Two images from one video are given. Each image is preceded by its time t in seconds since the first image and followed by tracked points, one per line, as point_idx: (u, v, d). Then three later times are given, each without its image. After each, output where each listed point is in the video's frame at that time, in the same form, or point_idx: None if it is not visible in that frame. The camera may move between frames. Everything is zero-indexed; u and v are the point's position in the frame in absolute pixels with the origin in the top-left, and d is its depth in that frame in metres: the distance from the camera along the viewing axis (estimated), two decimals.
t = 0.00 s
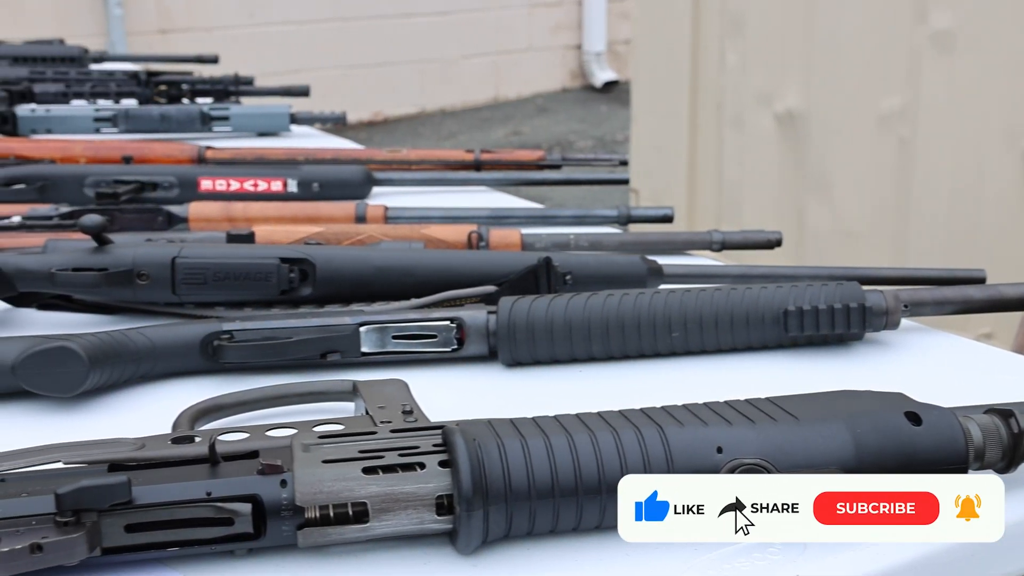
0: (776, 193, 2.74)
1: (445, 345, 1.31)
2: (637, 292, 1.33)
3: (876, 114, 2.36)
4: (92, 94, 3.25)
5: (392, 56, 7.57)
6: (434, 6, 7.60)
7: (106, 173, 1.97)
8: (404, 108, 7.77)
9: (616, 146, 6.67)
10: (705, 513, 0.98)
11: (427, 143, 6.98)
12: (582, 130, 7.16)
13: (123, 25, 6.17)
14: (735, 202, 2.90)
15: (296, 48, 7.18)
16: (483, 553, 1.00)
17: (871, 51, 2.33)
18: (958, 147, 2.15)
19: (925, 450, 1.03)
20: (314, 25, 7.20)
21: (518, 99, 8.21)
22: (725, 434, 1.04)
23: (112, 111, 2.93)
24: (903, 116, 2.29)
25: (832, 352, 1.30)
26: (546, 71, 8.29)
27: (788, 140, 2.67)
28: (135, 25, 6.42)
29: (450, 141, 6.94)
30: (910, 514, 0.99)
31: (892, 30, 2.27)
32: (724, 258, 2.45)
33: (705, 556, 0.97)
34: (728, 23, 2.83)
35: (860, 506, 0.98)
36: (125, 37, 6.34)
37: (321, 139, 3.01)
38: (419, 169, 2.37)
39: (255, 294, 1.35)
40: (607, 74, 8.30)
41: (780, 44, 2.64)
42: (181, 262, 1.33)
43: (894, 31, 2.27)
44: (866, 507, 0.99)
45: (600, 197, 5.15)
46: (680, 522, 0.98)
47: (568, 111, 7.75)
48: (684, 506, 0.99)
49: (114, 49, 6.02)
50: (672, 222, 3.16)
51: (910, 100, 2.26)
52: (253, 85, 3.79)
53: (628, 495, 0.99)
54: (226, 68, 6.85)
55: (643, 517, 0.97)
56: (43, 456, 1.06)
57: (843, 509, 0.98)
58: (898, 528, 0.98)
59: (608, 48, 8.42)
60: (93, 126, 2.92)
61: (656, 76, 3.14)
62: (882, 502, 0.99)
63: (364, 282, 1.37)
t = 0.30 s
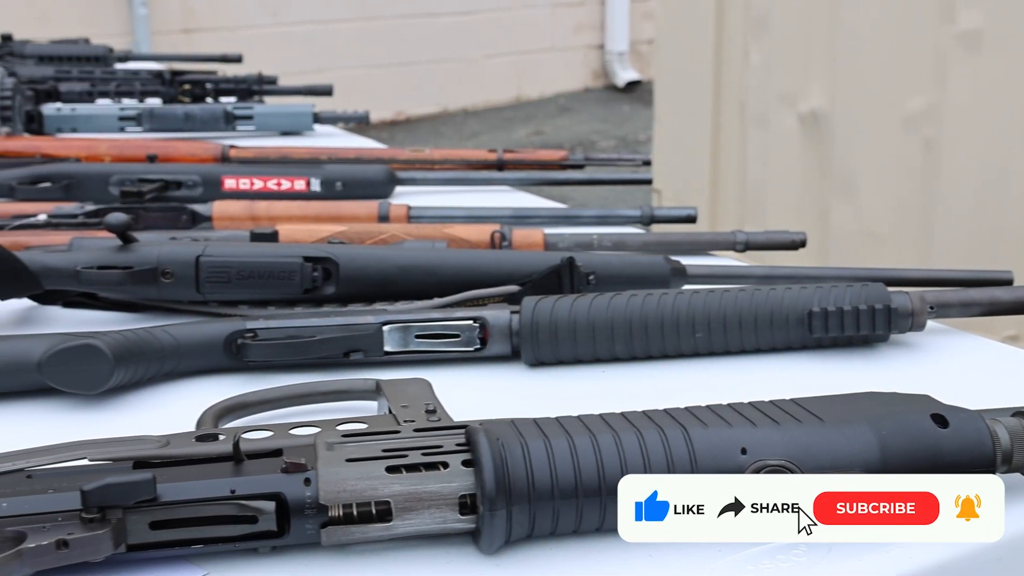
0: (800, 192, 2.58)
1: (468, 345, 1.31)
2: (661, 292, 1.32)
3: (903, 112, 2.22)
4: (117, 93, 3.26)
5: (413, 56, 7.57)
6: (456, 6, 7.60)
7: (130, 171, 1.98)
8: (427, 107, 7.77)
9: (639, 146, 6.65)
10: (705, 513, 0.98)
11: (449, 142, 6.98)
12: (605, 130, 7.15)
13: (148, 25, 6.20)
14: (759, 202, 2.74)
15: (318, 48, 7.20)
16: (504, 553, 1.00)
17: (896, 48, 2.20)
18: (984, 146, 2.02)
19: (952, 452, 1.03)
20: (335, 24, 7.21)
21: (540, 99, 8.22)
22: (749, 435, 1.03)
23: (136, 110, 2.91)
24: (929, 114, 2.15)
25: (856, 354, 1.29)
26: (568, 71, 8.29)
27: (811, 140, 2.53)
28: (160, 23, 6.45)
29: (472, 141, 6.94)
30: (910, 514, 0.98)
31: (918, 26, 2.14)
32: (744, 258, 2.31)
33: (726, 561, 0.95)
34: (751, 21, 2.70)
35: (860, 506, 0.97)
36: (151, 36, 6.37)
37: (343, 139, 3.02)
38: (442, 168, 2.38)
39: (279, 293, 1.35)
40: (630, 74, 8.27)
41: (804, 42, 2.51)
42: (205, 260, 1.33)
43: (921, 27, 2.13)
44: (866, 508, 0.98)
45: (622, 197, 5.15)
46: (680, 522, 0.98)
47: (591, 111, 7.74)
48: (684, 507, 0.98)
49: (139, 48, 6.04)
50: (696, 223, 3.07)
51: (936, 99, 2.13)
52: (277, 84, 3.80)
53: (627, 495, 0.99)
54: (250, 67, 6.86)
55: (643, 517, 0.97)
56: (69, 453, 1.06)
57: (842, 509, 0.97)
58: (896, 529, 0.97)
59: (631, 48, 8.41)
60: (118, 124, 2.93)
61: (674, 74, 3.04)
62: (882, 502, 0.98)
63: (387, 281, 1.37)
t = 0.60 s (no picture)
0: (824, 195, 2.56)
1: (491, 344, 1.31)
2: (685, 292, 1.32)
3: (929, 113, 2.20)
4: (142, 92, 3.27)
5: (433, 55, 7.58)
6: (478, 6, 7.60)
7: (155, 170, 1.99)
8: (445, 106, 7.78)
9: (661, 146, 6.63)
10: (705, 513, 0.98)
11: (471, 142, 6.99)
12: (627, 130, 7.14)
13: (171, 25, 6.24)
14: (782, 205, 2.73)
15: (339, 48, 7.23)
16: (528, 553, 0.99)
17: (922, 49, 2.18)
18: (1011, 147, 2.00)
19: (978, 455, 1.01)
20: (352, 24, 7.23)
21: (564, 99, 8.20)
22: (773, 436, 1.03)
23: (161, 108, 2.89)
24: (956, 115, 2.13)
25: (881, 355, 1.29)
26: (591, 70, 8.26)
27: (836, 141, 2.51)
28: (184, 23, 6.50)
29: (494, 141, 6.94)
30: (910, 514, 0.97)
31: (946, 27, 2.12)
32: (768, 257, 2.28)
33: (750, 561, 0.95)
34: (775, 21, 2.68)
35: (860, 506, 0.97)
36: (175, 36, 6.41)
37: (365, 138, 3.01)
38: (465, 168, 2.38)
39: (302, 291, 1.35)
40: (652, 74, 8.24)
41: (829, 42, 2.49)
42: (229, 259, 1.34)
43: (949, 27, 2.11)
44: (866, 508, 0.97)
45: (644, 197, 5.15)
46: (680, 522, 0.98)
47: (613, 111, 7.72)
48: (684, 506, 0.98)
49: (163, 49, 6.08)
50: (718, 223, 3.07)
51: (962, 99, 2.11)
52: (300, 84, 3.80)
53: (627, 495, 0.98)
54: (272, 67, 6.90)
55: (643, 517, 0.97)
56: (95, 450, 1.07)
57: (842, 509, 0.97)
58: (896, 530, 0.97)
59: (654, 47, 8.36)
60: (141, 124, 2.91)
61: (697, 74, 3.03)
62: (881, 502, 0.97)
63: (410, 281, 1.37)
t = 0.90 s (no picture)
0: (847, 195, 2.56)
1: (515, 344, 1.31)
2: (709, 293, 1.31)
3: (954, 115, 2.18)
4: (166, 91, 3.28)
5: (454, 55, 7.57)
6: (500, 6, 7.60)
7: (179, 169, 2.00)
8: (471, 106, 7.77)
9: (684, 146, 6.62)
10: (705, 513, 0.98)
11: (493, 142, 7.01)
12: (650, 130, 7.13)
13: (195, 25, 6.28)
14: (805, 205, 2.73)
15: (362, 48, 7.24)
16: (551, 553, 0.99)
17: (948, 50, 2.16)
18: None
19: (1007, 460, 1.00)
20: (374, 24, 7.24)
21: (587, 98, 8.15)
22: (799, 438, 1.02)
23: (186, 108, 2.90)
24: (982, 117, 2.11)
25: (906, 357, 1.29)
26: (615, 70, 8.20)
27: (861, 142, 2.50)
28: (207, 24, 6.54)
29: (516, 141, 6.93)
30: (909, 514, 0.97)
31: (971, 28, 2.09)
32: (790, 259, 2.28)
33: (774, 565, 0.95)
34: (801, 22, 2.68)
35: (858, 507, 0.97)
36: (198, 36, 6.45)
37: (389, 138, 3.00)
38: (488, 167, 2.38)
39: (326, 290, 1.36)
40: (675, 74, 8.19)
41: (855, 43, 2.48)
42: (253, 258, 1.34)
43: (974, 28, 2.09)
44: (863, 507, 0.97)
45: (666, 197, 5.14)
46: (680, 522, 0.98)
47: (636, 111, 7.68)
48: (684, 506, 0.98)
49: (187, 49, 6.12)
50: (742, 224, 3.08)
51: (989, 101, 2.09)
52: (324, 83, 3.81)
53: (627, 495, 0.98)
54: (296, 66, 6.91)
55: (643, 517, 0.97)
56: (120, 447, 1.07)
57: (842, 509, 0.97)
58: (894, 528, 0.97)
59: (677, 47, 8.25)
60: (166, 124, 2.90)
61: (728, 74, 3.05)
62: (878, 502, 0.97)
63: (433, 280, 1.37)
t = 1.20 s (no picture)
0: (871, 196, 2.55)
1: (538, 344, 1.31)
2: (733, 294, 1.31)
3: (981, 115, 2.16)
4: (191, 91, 3.30)
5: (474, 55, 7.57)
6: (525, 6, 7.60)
7: (204, 168, 2.02)
8: (494, 105, 7.77)
9: (708, 146, 6.61)
10: (705, 513, 0.97)
11: (515, 142, 7.01)
12: (673, 130, 7.12)
13: (219, 24, 6.31)
14: (829, 204, 2.73)
15: (389, 47, 7.25)
16: (575, 554, 0.99)
17: (975, 49, 2.14)
18: None
19: None
20: (401, 23, 7.25)
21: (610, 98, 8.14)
22: (825, 439, 1.01)
23: (211, 107, 2.93)
24: (1008, 117, 2.09)
25: (933, 359, 1.28)
26: (638, 69, 8.19)
27: (886, 142, 2.48)
28: (233, 22, 6.59)
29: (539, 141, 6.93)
30: (909, 513, 0.97)
31: (998, 27, 2.07)
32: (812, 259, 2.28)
33: (799, 565, 0.95)
34: (827, 21, 2.67)
35: (856, 506, 0.97)
36: (223, 35, 6.48)
37: (413, 138, 2.98)
38: (512, 167, 2.38)
39: (350, 289, 1.36)
40: (699, 74, 8.16)
41: (881, 43, 2.47)
42: (278, 257, 1.35)
43: (1002, 27, 2.07)
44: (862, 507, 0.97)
45: (689, 197, 5.13)
46: (680, 522, 0.97)
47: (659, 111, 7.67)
48: (684, 506, 0.98)
49: (213, 48, 6.15)
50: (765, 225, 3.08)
51: (1016, 101, 2.06)
52: (347, 83, 3.82)
53: (627, 495, 0.97)
54: (320, 66, 6.94)
55: (643, 517, 0.96)
56: (145, 445, 1.08)
57: (840, 509, 0.97)
58: (895, 528, 0.96)
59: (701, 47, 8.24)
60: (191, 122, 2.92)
61: (757, 74, 3.05)
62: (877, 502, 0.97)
63: (457, 280, 1.38)
